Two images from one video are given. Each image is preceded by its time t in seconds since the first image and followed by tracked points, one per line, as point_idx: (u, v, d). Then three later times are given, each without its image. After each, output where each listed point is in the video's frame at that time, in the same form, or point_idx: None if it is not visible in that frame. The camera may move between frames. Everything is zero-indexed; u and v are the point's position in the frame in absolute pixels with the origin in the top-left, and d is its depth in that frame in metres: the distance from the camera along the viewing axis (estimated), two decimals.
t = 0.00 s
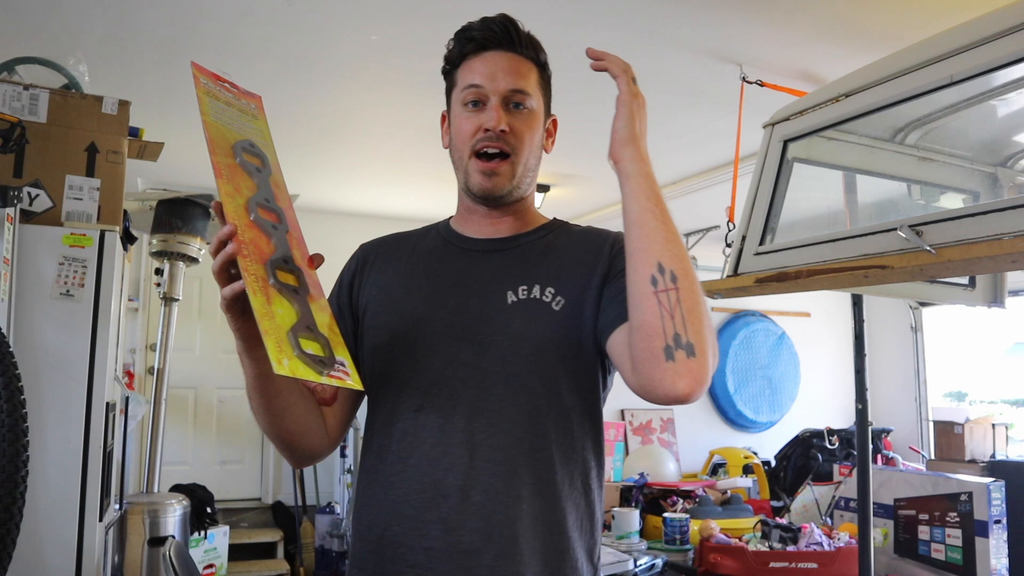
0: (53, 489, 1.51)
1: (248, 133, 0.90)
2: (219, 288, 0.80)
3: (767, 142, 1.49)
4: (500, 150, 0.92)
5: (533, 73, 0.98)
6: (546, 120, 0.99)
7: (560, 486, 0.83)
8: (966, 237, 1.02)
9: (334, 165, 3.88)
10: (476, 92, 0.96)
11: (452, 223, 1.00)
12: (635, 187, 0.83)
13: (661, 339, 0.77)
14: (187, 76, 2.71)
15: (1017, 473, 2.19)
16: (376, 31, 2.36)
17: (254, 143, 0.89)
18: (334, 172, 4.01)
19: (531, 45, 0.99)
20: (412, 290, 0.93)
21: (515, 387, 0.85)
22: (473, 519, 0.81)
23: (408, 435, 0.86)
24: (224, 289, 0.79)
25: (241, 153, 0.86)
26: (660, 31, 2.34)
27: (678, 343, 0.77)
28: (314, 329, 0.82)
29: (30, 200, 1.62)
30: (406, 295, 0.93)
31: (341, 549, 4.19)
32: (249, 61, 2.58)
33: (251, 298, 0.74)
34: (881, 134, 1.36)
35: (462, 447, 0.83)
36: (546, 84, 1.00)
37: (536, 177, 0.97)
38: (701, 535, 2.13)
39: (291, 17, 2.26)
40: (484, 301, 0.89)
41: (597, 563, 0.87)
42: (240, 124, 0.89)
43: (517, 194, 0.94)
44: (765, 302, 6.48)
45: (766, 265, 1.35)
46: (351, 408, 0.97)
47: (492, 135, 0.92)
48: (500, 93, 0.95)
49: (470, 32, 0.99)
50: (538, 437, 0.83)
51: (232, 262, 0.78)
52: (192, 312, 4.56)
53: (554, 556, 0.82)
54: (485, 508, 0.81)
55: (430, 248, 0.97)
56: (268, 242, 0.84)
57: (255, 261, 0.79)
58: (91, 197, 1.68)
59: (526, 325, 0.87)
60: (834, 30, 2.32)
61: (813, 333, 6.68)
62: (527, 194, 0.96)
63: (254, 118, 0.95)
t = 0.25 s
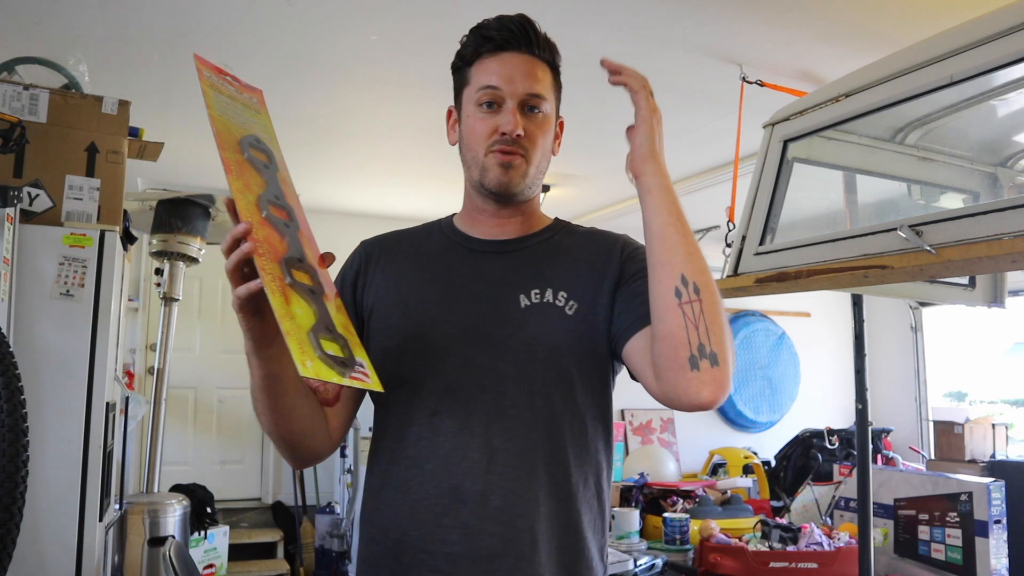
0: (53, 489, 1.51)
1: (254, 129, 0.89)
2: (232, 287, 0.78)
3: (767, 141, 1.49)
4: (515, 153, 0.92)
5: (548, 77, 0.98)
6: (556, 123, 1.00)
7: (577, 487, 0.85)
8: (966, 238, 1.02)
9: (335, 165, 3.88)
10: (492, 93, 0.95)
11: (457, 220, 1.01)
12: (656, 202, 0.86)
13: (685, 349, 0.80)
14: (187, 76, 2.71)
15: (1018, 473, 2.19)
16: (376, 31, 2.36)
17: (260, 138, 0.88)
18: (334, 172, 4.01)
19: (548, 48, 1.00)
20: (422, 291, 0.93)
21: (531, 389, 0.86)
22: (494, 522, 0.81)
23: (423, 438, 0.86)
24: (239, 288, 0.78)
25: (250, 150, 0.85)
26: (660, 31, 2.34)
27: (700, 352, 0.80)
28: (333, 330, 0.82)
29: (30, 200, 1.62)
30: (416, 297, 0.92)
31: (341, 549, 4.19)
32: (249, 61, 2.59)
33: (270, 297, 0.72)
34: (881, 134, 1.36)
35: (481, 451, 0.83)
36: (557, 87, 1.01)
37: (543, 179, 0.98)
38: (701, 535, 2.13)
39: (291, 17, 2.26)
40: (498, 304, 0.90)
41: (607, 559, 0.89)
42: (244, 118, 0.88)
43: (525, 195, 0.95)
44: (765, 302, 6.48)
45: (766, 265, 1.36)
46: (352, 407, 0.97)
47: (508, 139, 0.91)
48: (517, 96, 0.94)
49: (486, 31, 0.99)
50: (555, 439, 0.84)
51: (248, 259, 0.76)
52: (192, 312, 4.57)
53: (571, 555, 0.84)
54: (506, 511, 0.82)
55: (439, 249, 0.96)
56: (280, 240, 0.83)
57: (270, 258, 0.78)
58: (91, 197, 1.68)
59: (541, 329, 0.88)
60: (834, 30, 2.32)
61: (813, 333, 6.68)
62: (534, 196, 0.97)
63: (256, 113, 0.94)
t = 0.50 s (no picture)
0: (53, 489, 1.51)
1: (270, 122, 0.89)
2: (242, 280, 0.78)
3: (767, 141, 1.49)
4: (514, 159, 0.90)
5: (547, 78, 0.96)
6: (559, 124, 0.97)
7: (581, 488, 0.85)
8: (966, 237, 1.02)
9: (334, 165, 3.87)
10: (489, 99, 0.93)
11: (462, 220, 1.00)
12: (664, 213, 0.84)
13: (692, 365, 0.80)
14: (187, 76, 2.71)
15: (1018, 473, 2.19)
16: (376, 31, 2.36)
17: (275, 132, 0.88)
18: (334, 172, 4.01)
19: (545, 47, 0.97)
20: (429, 292, 0.92)
21: (538, 391, 0.86)
22: (499, 524, 0.81)
23: (430, 439, 0.86)
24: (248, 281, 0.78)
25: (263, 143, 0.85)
26: (660, 31, 2.34)
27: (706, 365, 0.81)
28: (341, 327, 0.82)
29: (30, 200, 1.62)
30: (422, 298, 0.92)
31: (341, 549, 4.19)
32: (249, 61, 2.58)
33: (280, 290, 0.72)
34: (881, 133, 1.36)
35: (488, 453, 0.84)
36: (559, 87, 0.99)
37: (547, 182, 0.96)
38: (701, 535, 2.13)
39: (291, 17, 2.26)
40: (506, 306, 0.90)
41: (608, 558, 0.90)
42: (261, 112, 0.88)
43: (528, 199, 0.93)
44: (765, 302, 6.48)
45: (766, 265, 1.35)
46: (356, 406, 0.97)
47: (506, 147, 0.90)
48: (514, 102, 0.92)
49: (481, 35, 0.97)
50: (562, 442, 0.85)
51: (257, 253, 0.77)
52: (192, 312, 4.57)
53: (574, 557, 0.84)
54: (511, 513, 0.82)
55: (445, 249, 0.96)
56: (291, 235, 0.83)
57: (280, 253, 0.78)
58: (91, 198, 1.68)
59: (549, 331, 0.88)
60: (834, 30, 2.32)
61: (813, 333, 6.68)
62: (537, 198, 0.95)
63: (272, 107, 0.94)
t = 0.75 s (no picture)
0: (53, 489, 1.51)
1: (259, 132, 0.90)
2: (230, 294, 0.80)
3: (767, 142, 1.49)
4: (494, 144, 0.92)
5: (517, 65, 0.99)
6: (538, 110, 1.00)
7: (571, 496, 0.84)
8: (966, 237, 1.02)
9: (334, 165, 3.87)
10: (462, 93, 0.97)
11: (462, 224, 1.00)
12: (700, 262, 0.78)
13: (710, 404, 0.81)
14: (186, 76, 2.71)
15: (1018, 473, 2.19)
16: (376, 31, 2.36)
17: (266, 143, 0.90)
18: (334, 172, 4.01)
19: (512, 38, 1.01)
20: (423, 296, 0.93)
21: (527, 395, 0.85)
22: (484, 529, 0.81)
23: (419, 442, 0.87)
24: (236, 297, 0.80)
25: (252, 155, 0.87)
26: (660, 31, 2.35)
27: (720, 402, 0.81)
28: (326, 340, 0.82)
29: (30, 200, 1.62)
30: (417, 301, 0.93)
31: (341, 548, 4.19)
32: (249, 61, 2.58)
33: (261, 307, 0.74)
34: (881, 134, 1.36)
35: (473, 456, 0.84)
36: (534, 75, 1.02)
37: (536, 166, 0.98)
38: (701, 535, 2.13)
39: (291, 17, 2.26)
40: (497, 310, 0.89)
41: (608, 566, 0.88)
42: (251, 122, 0.90)
43: (519, 183, 0.94)
44: (765, 302, 6.48)
45: (765, 265, 1.36)
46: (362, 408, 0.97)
47: (483, 133, 0.92)
48: (485, 91, 0.96)
49: (448, 36, 1.02)
50: (548, 448, 0.84)
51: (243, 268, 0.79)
52: (192, 312, 4.56)
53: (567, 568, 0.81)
54: (497, 517, 0.81)
55: (443, 252, 0.97)
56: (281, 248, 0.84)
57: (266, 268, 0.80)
58: (91, 197, 1.68)
59: (539, 335, 0.87)
60: (834, 30, 2.32)
61: (813, 333, 6.68)
62: (529, 181, 0.96)
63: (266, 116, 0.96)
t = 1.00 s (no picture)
0: (53, 489, 1.51)
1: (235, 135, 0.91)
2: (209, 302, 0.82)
3: (767, 142, 1.49)
4: (500, 136, 0.93)
5: (525, 61, 1.00)
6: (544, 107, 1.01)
7: (569, 494, 0.83)
8: (966, 238, 1.01)
9: (334, 165, 3.87)
10: (471, 85, 0.97)
11: (461, 221, 1.00)
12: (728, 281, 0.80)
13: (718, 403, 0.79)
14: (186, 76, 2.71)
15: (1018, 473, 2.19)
16: (376, 31, 2.36)
17: (241, 145, 0.91)
18: (333, 172, 4.01)
19: (520, 35, 1.01)
20: (421, 294, 0.93)
21: (523, 393, 0.85)
22: (479, 528, 0.81)
23: (416, 440, 0.86)
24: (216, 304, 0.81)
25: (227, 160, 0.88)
26: (660, 31, 2.35)
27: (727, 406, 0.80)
28: (305, 343, 0.82)
29: (30, 200, 1.62)
30: (415, 299, 0.93)
31: (341, 548, 4.18)
32: (249, 61, 2.58)
33: (236, 317, 0.75)
34: (881, 133, 1.36)
35: (471, 454, 0.84)
36: (539, 73, 1.02)
37: (539, 162, 0.99)
38: (702, 535, 2.13)
39: (290, 17, 2.26)
40: (495, 307, 0.89)
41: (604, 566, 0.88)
42: (226, 127, 0.91)
43: (522, 177, 0.95)
44: (765, 302, 6.48)
45: (765, 265, 1.35)
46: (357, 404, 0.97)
47: (491, 124, 0.93)
48: (494, 83, 0.97)
49: (456, 28, 1.02)
50: (546, 445, 0.84)
51: (219, 276, 0.79)
52: (192, 312, 4.56)
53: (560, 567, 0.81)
54: (491, 516, 0.81)
55: (440, 250, 0.96)
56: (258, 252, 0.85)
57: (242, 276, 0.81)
58: (91, 198, 1.68)
59: (538, 333, 0.87)
60: (834, 30, 2.32)
61: (813, 333, 6.68)
62: (532, 178, 0.97)
63: (242, 116, 0.97)
